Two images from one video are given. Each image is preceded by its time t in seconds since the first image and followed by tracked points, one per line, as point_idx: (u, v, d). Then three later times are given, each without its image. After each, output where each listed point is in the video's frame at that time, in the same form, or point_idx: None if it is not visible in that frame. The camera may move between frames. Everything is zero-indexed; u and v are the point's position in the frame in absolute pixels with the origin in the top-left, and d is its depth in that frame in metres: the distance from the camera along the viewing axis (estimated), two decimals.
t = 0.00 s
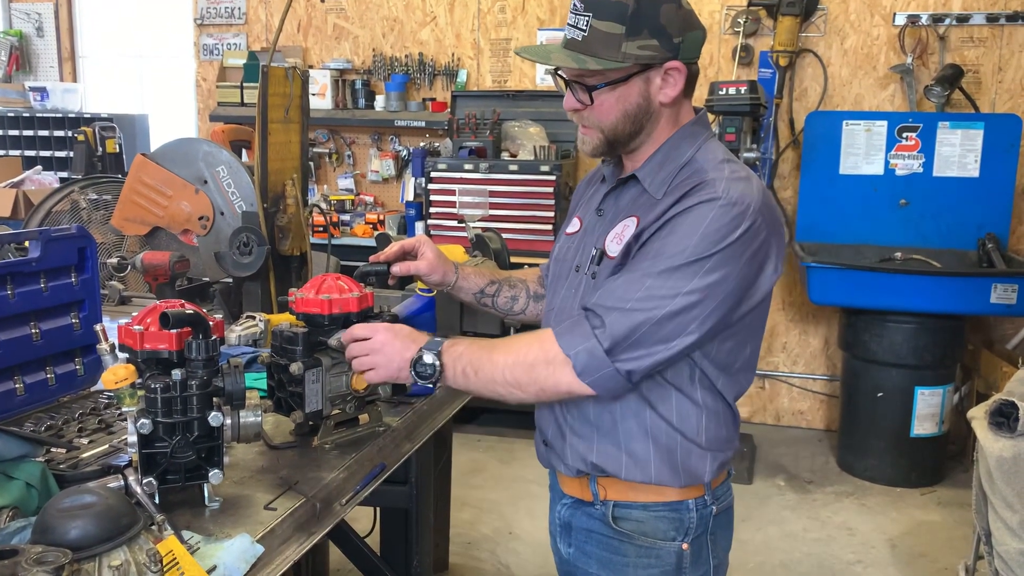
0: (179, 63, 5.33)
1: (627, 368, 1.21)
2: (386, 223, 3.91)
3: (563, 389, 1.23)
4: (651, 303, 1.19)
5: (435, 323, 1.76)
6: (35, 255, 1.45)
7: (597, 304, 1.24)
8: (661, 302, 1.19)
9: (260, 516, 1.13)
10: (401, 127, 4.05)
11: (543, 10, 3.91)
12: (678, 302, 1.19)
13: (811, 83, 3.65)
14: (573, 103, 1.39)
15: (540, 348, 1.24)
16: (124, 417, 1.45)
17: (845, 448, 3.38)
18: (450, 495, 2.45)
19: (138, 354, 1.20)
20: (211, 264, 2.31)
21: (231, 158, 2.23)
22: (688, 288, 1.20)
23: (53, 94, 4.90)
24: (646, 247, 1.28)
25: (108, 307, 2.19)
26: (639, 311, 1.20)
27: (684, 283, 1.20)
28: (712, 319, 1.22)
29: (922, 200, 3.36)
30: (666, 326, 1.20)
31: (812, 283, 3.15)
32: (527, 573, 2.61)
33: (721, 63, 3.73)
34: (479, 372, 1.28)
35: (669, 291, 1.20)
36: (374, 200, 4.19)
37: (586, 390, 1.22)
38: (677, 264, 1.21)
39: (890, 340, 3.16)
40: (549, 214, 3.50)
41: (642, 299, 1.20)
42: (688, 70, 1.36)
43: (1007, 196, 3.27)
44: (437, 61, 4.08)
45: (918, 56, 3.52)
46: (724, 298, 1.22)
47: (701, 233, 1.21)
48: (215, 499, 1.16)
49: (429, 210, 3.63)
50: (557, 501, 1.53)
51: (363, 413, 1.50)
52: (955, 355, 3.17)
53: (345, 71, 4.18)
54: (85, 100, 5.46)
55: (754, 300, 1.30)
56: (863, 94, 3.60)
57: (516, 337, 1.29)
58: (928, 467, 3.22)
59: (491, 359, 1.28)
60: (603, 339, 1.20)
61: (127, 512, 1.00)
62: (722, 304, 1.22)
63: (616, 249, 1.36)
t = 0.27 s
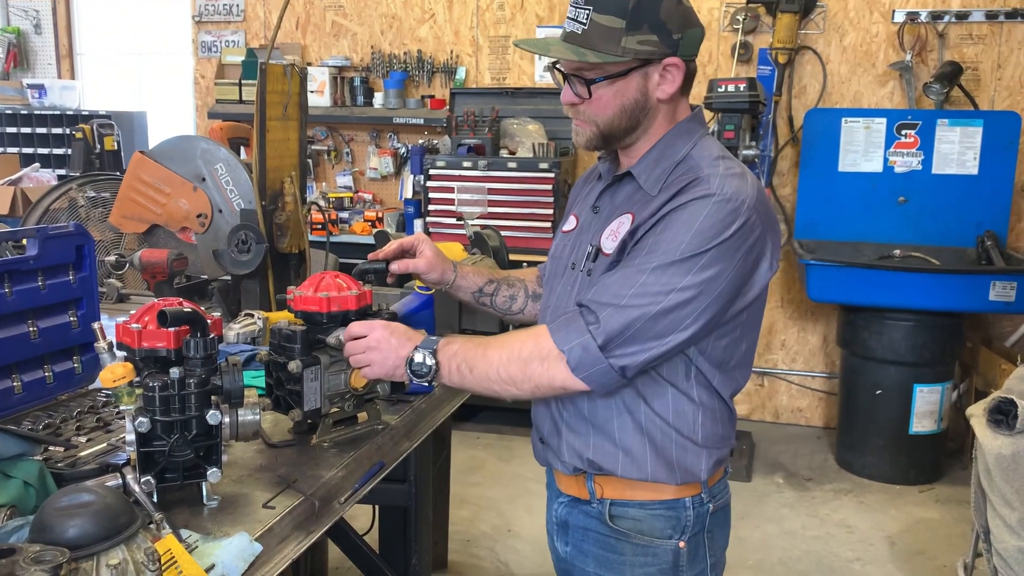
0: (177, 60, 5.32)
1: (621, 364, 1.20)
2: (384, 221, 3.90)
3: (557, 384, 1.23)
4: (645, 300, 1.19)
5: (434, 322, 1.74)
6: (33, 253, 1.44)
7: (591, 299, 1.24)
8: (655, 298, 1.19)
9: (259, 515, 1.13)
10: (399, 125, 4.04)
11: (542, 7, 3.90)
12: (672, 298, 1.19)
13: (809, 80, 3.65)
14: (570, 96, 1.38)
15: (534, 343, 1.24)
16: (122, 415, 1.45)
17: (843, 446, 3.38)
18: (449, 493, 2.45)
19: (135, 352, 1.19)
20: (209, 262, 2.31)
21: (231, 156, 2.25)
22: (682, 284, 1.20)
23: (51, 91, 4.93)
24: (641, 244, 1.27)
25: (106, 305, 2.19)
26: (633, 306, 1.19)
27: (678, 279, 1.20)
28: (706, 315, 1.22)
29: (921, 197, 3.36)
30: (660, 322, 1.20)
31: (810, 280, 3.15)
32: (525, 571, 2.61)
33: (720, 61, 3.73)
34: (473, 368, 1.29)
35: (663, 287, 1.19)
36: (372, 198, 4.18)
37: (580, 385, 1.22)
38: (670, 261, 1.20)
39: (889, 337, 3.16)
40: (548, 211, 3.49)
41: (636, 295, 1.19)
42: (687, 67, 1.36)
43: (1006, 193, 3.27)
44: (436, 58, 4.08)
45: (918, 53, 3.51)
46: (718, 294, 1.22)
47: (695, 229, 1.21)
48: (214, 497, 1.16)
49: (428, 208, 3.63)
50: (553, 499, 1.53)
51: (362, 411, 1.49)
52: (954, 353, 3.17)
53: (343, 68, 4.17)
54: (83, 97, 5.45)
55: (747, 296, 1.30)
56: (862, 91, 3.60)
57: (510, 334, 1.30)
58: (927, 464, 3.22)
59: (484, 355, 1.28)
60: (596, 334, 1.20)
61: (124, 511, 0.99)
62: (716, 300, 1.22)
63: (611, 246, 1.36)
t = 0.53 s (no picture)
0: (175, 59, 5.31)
1: (616, 361, 1.20)
2: (383, 219, 3.89)
3: (553, 381, 1.23)
4: (640, 297, 1.19)
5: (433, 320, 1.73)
6: (30, 251, 1.44)
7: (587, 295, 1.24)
8: (650, 295, 1.19)
9: (257, 513, 1.13)
10: (398, 123, 4.04)
11: (541, 5, 3.90)
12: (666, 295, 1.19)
13: (809, 79, 3.65)
14: (568, 93, 1.38)
15: (530, 340, 1.24)
16: (120, 414, 1.44)
17: (842, 444, 3.38)
18: (447, 491, 2.45)
19: (133, 350, 1.18)
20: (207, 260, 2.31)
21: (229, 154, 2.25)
22: (677, 281, 1.19)
23: (49, 89, 4.96)
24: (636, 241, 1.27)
25: (104, 303, 2.19)
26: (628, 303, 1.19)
27: (673, 276, 1.20)
28: (701, 312, 1.22)
29: (920, 195, 3.36)
30: (655, 318, 1.19)
31: (809, 278, 3.15)
32: (524, 569, 2.61)
33: (719, 59, 3.73)
34: (468, 364, 1.28)
35: (659, 284, 1.19)
36: (371, 196, 4.18)
37: (575, 382, 1.22)
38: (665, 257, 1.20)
39: (887, 335, 3.16)
40: (546, 209, 3.49)
41: (630, 292, 1.19)
42: (683, 65, 1.36)
43: (1005, 192, 3.27)
44: (435, 56, 4.07)
45: (917, 51, 3.51)
46: (713, 290, 1.22)
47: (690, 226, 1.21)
48: (212, 496, 1.16)
49: (426, 206, 3.63)
50: (550, 498, 1.52)
51: (360, 409, 1.49)
52: (953, 351, 3.17)
53: (342, 66, 4.16)
54: (81, 95, 5.44)
55: (742, 293, 1.30)
56: (861, 89, 3.60)
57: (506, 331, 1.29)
58: (925, 462, 3.22)
59: (480, 352, 1.28)
60: (591, 330, 1.19)
61: (122, 509, 0.99)
62: (711, 297, 1.22)
63: (606, 243, 1.36)
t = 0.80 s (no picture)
0: (173, 58, 5.31)
1: (612, 360, 1.20)
2: (382, 218, 3.89)
3: (549, 380, 1.22)
4: (636, 296, 1.19)
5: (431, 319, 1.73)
6: (28, 250, 1.44)
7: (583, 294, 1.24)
8: (645, 294, 1.19)
9: (254, 512, 1.13)
10: (397, 122, 4.04)
11: (539, 4, 3.90)
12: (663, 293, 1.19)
13: (807, 78, 3.65)
14: (564, 89, 1.39)
15: (526, 339, 1.24)
16: (118, 413, 1.44)
17: (840, 443, 3.38)
18: (445, 491, 2.45)
19: (132, 349, 1.18)
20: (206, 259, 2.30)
21: (227, 153, 2.25)
22: (673, 280, 1.19)
23: (47, 87, 4.95)
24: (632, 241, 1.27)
25: (102, 302, 2.18)
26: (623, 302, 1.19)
27: (669, 274, 1.20)
28: (697, 310, 1.22)
29: (918, 195, 3.36)
30: (651, 317, 1.19)
31: (807, 278, 3.15)
32: (522, 568, 2.61)
33: (717, 58, 3.73)
34: (465, 363, 1.28)
35: (654, 282, 1.19)
36: (370, 195, 4.18)
37: (571, 381, 1.22)
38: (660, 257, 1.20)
39: (885, 335, 3.16)
40: (545, 209, 3.49)
41: (627, 292, 1.19)
42: (681, 63, 1.36)
43: (1003, 191, 3.27)
44: (433, 55, 4.07)
45: (915, 51, 3.51)
46: (709, 289, 1.22)
47: (686, 225, 1.21)
48: (210, 495, 1.16)
49: (425, 205, 3.63)
50: (548, 498, 1.52)
51: (359, 408, 1.49)
52: (951, 350, 3.18)
53: (341, 65, 4.16)
54: (79, 94, 5.43)
55: (738, 291, 1.30)
56: (859, 88, 3.60)
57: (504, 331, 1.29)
58: (923, 461, 3.23)
59: (477, 352, 1.28)
60: (587, 329, 1.19)
61: (121, 509, 0.99)
62: (707, 295, 1.22)
63: (603, 243, 1.36)
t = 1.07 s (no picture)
0: (172, 57, 5.30)
1: (623, 359, 1.19)
2: (381, 218, 3.89)
3: (557, 379, 1.20)
4: (646, 295, 1.18)
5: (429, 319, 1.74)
6: (28, 249, 1.44)
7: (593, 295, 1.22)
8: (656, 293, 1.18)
9: (254, 512, 1.13)
10: (396, 122, 4.04)
11: (539, 4, 3.90)
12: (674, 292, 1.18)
13: (807, 78, 3.65)
14: (606, 69, 1.35)
15: (533, 336, 1.22)
16: (117, 412, 1.44)
17: (839, 444, 3.39)
18: (444, 491, 2.45)
19: (131, 349, 1.18)
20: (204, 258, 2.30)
21: (226, 152, 2.26)
22: (684, 279, 1.19)
23: (46, 86, 4.94)
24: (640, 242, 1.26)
25: (101, 301, 2.18)
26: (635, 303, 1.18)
27: (680, 274, 1.19)
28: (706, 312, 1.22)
29: (917, 196, 3.36)
30: (663, 317, 1.19)
31: (807, 278, 3.16)
32: (521, 568, 2.61)
33: (716, 58, 3.73)
34: (473, 360, 1.25)
35: (666, 282, 1.19)
36: (369, 195, 4.17)
37: (581, 381, 1.20)
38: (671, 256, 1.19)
39: (884, 335, 3.16)
40: (544, 209, 3.49)
41: (638, 291, 1.18)
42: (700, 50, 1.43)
43: (1002, 192, 3.28)
44: (433, 55, 4.07)
45: (915, 51, 3.51)
46: (718, 288, 1.21)
47: (696, 226, 1.21)
48: (209, 495, 1.16)
49: (424, 205, 3.63)
50: (548, 499, 1.52)
51: (358, 408, 1.49)
52: (950, 351, 3.18)
53: (340, 65, 4.16)
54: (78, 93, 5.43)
55: (745, 292, 1.30)
56: (859, 89, 3.60)
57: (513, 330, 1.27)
58: (922, 462, 3.23)
59: (484, 347, 1.25)
60: (598, 327, 1.18)
61: (120, 508, 0.99)
62: (717, 296, 1.22)
63: (609, 244, 1.35)
